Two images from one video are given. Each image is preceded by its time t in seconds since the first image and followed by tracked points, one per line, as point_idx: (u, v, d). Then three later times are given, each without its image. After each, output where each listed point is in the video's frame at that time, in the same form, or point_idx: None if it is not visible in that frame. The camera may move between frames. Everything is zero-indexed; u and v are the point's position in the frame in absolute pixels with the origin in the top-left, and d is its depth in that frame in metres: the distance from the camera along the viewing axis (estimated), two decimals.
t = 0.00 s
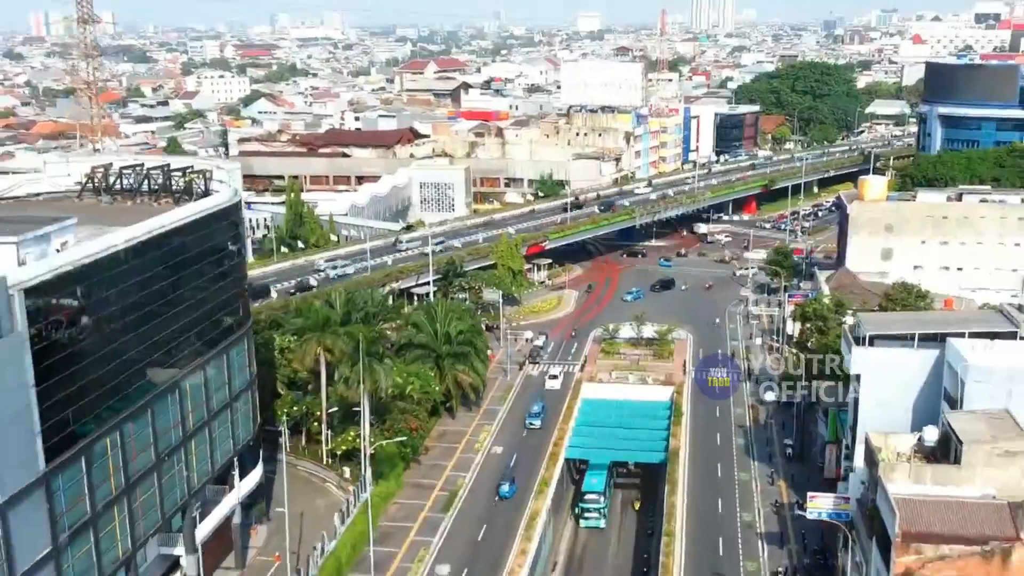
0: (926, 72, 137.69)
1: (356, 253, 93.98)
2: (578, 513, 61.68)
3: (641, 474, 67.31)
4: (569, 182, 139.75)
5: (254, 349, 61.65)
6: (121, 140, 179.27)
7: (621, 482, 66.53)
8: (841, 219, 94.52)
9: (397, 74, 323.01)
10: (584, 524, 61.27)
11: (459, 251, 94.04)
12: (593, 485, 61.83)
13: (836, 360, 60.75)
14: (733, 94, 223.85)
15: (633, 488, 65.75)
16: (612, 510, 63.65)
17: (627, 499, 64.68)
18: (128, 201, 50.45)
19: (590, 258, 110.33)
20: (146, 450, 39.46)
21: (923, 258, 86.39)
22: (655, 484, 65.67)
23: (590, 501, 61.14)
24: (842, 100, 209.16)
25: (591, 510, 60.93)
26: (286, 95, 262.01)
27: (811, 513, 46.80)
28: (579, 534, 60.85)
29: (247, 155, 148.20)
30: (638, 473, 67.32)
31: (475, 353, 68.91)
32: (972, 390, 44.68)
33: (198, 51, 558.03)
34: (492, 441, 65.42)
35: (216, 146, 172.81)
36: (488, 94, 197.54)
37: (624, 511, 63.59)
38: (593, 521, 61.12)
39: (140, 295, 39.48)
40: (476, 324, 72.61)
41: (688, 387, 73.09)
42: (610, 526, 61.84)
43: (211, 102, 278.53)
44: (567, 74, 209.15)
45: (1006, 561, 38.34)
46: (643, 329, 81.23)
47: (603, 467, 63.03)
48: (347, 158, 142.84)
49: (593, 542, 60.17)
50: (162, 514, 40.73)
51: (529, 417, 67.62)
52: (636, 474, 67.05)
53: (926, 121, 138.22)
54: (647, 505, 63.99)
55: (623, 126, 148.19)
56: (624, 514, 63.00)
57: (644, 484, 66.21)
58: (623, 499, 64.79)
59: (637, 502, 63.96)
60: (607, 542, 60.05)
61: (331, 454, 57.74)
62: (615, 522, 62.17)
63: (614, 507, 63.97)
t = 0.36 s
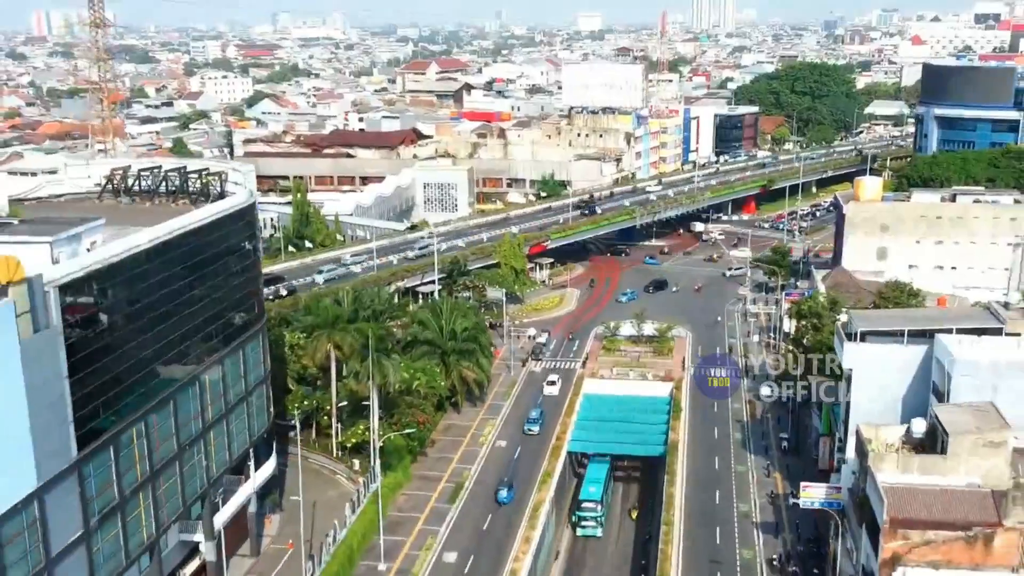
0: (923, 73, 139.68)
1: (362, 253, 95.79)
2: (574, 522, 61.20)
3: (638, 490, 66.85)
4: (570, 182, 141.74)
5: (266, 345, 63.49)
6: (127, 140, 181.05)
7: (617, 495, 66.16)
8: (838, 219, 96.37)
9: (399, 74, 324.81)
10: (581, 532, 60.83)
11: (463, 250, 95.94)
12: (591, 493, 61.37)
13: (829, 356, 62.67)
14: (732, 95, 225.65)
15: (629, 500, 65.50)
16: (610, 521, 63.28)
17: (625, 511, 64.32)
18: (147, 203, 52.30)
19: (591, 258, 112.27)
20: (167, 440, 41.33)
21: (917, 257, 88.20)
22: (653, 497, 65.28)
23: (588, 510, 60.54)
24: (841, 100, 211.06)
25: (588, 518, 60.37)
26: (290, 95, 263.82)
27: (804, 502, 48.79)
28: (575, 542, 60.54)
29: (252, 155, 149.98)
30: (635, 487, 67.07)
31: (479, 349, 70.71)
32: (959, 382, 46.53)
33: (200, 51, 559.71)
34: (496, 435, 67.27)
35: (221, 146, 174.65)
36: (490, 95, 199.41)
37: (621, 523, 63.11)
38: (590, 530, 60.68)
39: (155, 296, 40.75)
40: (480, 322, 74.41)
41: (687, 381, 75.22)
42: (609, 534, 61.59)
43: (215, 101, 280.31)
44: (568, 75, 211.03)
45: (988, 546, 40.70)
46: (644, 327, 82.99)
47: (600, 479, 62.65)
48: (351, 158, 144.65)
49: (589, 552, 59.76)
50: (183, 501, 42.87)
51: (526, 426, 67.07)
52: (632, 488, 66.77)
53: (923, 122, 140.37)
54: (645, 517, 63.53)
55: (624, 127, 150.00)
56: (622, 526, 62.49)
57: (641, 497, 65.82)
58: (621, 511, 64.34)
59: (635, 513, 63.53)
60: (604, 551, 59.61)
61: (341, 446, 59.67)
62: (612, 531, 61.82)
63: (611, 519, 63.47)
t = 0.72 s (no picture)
0: (918, 75, 142.42)
1: (369, 252, 98.31)
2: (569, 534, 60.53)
3: (631, 504, 65.87)
4: (571, 182, 144.31)
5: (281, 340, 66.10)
6: (134, 141, 183.63)
7: (612, 509, 65.21)
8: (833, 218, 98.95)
9: (402, 75, 327.51)
10: (575, 544, 60.17)
11: (469, 249, 98.57)
12: (587, 503, 60.74)
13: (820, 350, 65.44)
14: (732, 95, 228.15)
15: (623, 514, 64.52)
16: (604, 533, 62.44)
17: (620, 523, 63.44)
18: (170, 202, 54.77)
19: (591, 257, 114.92)
20: (191, 428, 43.71)
21: (910, 256, 90.77)
22: (648, 511, 64.38)
23: (583, 521, 59.94)
24: (839, 101, 213.77)
25: (583, 530, 59.79)
26: (294, 95, 266.50)
27: (795, 487, 51.33)
28: (569, 553, 59.80)
29: (259, 156, 152.55)
30: (629, 501, 66.09)
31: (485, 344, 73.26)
32: (941, 375, 49.22)
33: (202, 51, 562.32)
34: (501, 426, 69.89)
35: (228, 146, 177.24)
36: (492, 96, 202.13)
37: (616, 536, 62.15)
38: (584, 542, 60.04)
39: (173, 296, 42.77)
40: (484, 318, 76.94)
41: (686, 376, 77.82)
42: (603, 547, 60.86)
43: (220, 102, 282.97)
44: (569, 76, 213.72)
45: (967, 527, 43.10)
46: (644, 323, 85.46)
47: (596, 488, 61.97)
48: (357, 159, 147.18)
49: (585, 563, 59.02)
50: (208, 484, 45.53)
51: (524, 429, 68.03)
52: (627, 502, 65.78)
53: (918, 124, 143.09)
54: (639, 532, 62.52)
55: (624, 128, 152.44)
56: (617, 539, 61.58)
57: (635, 511, 64.87)
58: (615, 524, 63.37)
59: (629, 526, 62.60)
60: (598, 563, 58.89)
61: (353, 437, 62.34)
62: (607, 543, 61.13)
63: (606, 533, 62.55)
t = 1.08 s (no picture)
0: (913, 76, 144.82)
1: (376, 249, 100.98)
2: (562, 544, 60.10)
3: (625, 517, 65.60)
4: (572, 181, 147.00)
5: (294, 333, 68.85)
6: (142, 141, 186.27)
7: (605, 522, 64.97)
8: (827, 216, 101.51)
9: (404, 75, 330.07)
10: (568, 554, 59.81)
11: (473, 247, 101.28)
12: (580, 514, 60.34)
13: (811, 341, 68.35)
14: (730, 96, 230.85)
15: (616, 526, 64.24)
16: (598, 546, 62.05)
17: (613, 535, 63.14)
18: (191, 199, 57.49)
19: (592, 254, 117.64)
20: (215, 410, 46.50)
21: (902, 253, 93.31)
22: (642, 524, 64.18)
23: (576, 531, 59.52)
24: (837, 102, 216.37)
25: (576, 541, 59.35)
26: (298, 96, 269.01)
27: (785, 470, 54.23)
28: (562, 564, 59.32)
29: (266, 156, 155.25)
30: (623, 514, 65.85)
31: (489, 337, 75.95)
32: (923, 363, 52.00)
33: (205, 51, 564.52)
34: (505, 415, 72.64)
35: (234, 146, 179.90)
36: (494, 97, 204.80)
37: (609, 548, 61.81)
38: (577, 552, 59.63)
39: (192, 291, 44.47)
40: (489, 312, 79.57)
41: (683, 368, 80.51)
42: (597, 559, 60.43)
43: (224, 103, 285.44)
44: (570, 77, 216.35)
45: (944, 504, 46.12)
46: (643, 318, 88.21)
47: (589, 499, 61.66)
48: (361, 159, 149.85)
49: None
50: (231, 465, 48.35)
51: (521, 436, 68.03)
52: (621, 515, 65.54)
53: (913, 124, 145.64)
54: (633, 544, 62.12)
55: (625, 128, 155.07)
56: (612, 551, 61.45)
57: (629, 524, 64.58)
58: (609, 536, 63.19)
59: (623, 538, 62.25)
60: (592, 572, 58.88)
61: (365, 424, 65.18)
62: (601, 555, 60.70)
63: (599, 544, 62.20)
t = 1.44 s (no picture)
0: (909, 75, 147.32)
1: (382, 243, 103.71)
2: (554, 551, 59.06)
3: (618, 526, 64.62)
4: (573, 178, 149.86)
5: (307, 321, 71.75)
6: (150, 139, 189.15)
7: (597, 530, 63.97)
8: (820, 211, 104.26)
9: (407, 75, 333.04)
10: (559, 561, 58.73)
11: (477, 241, 104.10)
12: (572, 520, 59.39)
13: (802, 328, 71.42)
14: (729, 95, 233.74)
15: (608, 534, 63.24)
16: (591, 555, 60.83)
17: (605, 543, 62.08)
18: (210, 191, 60.28)
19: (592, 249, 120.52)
20: (236, 387, 49.39)
21: (894, 247, 95.97)
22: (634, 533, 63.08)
23: (568, 538, 58.56)
24: (834, 101, 219.39)
25: (568, 547, 58.33)
26: (301, 95, 271.99)
27: (775, 448, 57.16)
28: (554, 571, 58.23)
29: (273, 153, 158.10)
30: (616, 523, 64.89)
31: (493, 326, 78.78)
32: (907, 345, 54.78)
33: (208, 50, 567.44)
34: (509, 401, 75.42)
35: (241, 144, 182.76)
36: (497, 96, 207.69)
37: (600, 556, 60.68)
38: (570, 559, 58.59)
39: (209, 280, 46.45)
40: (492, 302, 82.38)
41: (681, 356, 83.42)
42: (589, 565, 59.34)
43: (229, 102, 288.32)
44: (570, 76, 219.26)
45: (925, 476, 48.78)
46: (642, 309, 91.11)
47: (582, 505, 60.71)
48: (366, 156, 152.57)
49: None
50: (251, 441, 51.19)
51: (516, 435, 68.12)
52: (613, 523, 64.64)
53: (908, 122, 148.32)
54: (625, 551, 60.96)
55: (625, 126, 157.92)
56: (604, 560, 60.00)
57: (621, 532, 63.60)
58: (600, 545, 61.91)
59: (616, 545, 61.22)
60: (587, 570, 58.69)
61: (375, 408, 68.11)
62: (593, 563, 59.64)
63: (590, 552, 61.01)
